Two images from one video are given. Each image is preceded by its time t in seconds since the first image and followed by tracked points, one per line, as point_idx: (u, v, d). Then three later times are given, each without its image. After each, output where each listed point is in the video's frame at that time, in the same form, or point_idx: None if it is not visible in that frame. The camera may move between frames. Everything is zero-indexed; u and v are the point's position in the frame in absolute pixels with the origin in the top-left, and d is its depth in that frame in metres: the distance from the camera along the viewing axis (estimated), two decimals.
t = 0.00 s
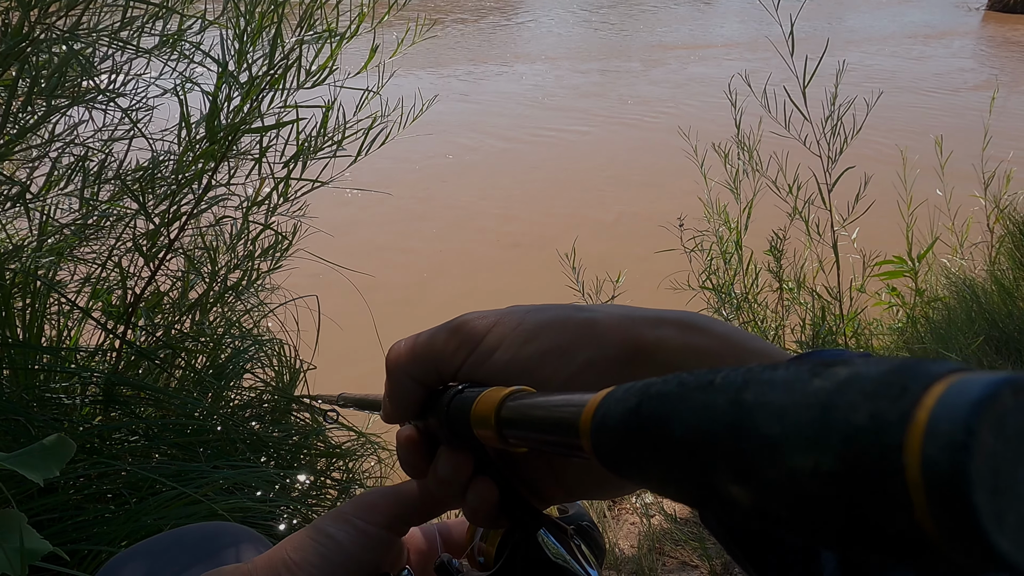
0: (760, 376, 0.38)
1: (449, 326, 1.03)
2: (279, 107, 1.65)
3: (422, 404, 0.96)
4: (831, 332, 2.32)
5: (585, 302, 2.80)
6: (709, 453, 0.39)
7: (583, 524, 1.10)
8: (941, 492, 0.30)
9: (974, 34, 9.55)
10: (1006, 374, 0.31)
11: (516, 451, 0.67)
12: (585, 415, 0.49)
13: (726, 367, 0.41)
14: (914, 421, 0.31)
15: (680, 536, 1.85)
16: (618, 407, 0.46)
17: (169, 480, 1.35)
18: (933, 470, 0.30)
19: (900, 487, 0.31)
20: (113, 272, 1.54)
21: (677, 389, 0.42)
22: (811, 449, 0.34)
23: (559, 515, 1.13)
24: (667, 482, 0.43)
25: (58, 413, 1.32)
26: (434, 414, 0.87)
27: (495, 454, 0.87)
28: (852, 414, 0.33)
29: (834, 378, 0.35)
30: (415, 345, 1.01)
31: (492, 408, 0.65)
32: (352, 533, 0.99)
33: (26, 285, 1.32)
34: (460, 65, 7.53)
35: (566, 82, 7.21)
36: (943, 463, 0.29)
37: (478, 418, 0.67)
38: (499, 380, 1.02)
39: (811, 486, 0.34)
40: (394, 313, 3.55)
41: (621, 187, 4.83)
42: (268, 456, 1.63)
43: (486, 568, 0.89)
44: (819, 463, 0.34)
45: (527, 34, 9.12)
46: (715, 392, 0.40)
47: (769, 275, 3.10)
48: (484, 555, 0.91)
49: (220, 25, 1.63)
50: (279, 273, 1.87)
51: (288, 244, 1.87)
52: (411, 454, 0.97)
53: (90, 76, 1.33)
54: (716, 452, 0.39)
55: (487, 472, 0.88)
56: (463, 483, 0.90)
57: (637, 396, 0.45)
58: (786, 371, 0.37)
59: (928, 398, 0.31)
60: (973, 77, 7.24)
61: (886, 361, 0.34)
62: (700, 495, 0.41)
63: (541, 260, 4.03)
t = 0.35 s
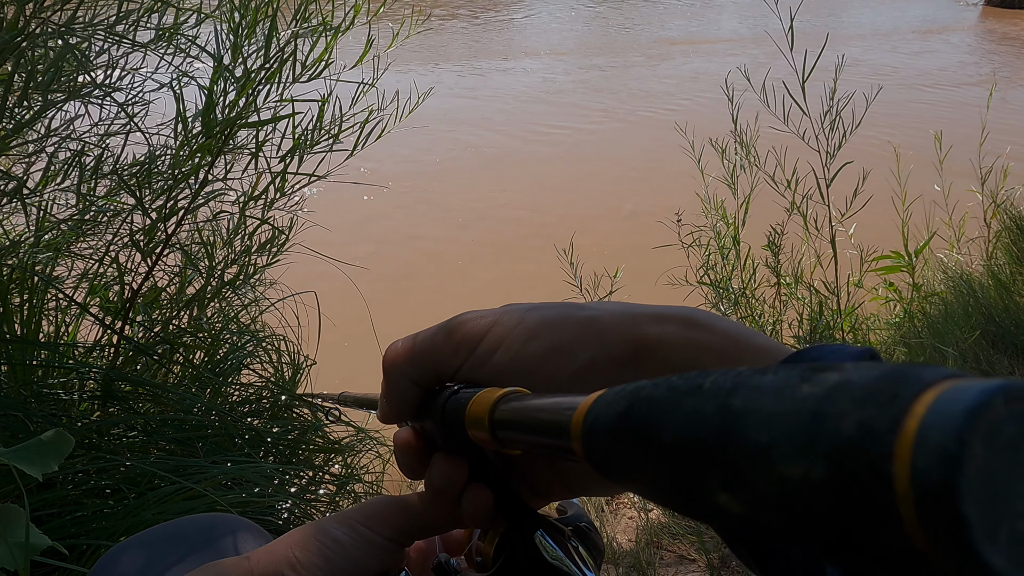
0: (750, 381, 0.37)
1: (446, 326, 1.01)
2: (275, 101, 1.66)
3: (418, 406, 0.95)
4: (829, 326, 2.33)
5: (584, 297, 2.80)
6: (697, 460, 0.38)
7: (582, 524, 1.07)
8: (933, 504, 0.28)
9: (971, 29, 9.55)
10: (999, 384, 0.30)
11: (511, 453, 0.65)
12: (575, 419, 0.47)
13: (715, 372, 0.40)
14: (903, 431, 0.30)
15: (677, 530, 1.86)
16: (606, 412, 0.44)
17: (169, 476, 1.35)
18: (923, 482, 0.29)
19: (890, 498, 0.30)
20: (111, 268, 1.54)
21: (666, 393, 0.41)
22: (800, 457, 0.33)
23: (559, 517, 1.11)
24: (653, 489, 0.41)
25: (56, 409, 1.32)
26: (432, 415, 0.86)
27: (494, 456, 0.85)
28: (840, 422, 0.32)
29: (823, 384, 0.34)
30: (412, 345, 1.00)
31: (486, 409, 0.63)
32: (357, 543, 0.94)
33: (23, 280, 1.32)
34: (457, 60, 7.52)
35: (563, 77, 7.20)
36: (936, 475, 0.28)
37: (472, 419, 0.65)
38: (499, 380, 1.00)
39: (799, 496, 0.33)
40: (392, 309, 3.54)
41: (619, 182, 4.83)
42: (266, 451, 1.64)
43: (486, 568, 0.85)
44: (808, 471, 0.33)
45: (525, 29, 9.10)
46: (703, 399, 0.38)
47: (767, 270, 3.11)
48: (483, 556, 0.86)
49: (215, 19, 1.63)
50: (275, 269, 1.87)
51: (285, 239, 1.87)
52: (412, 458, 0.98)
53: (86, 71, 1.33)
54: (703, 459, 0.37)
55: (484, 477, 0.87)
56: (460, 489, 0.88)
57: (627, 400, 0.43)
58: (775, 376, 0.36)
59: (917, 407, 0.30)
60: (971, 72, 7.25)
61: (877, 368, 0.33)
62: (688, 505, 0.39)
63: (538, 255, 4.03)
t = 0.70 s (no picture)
0: (751, 388, 0.36)
1: (448, 330, 1.01)
2: (272, 99, 1.66)
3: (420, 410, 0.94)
4: (826, 325, 2.32)
5: (582, 295, 2.80)
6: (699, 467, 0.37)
7: (583, 526, 1.07)
8: (935, 514, 0.28)
9: (969, 27, 9.54)
10: (999, 393, 0.30)
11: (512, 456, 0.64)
12: (578, 423, 0.46)
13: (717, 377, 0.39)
14: (905, 440, 0.30)
15: (675, 528, 1.87)
16: (609, 416, 0.43)
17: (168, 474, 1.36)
18: (924, 491, 0.29)
19: (891, 507, 0.30)
20: (109, 266, 1.54)
21: (667, 399, 0.40)
22: (801, 465, 0.33)
23: (560, 518, 1.11)
24: (655, 494, 0.41)
25: (54, 407, 1.32)
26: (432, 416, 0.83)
27: (493, 455, 0.83)
28: (841, 431, 0.32)
29: (824, 392, 0.33)
30: (415, 349, 0.99)
31: (488, 412, 0.61)
32: (361, 547, 0.94)
33: (21, 278, 1.32)
34: (454, 58, 7.50)
35: (561, 76, 7.20)
36: (936, 486, 0.28)
37: (473, 422, 0.64)
38: (502, 384, 0.99)
39: (800, 504, 0.33)
40: (390, 308, 3.54)
41: (617, 180, 4.82)
42: (265, 449, 1.65)
43: (486, 570, 0.84)
44: (810, 480, 0.33)
45: (522, 27, 9.09)
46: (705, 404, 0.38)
47: (764, 268, 3.11)
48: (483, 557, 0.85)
49: (210, 17, 1.63)
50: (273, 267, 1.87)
51: (282, 237, 1.87)
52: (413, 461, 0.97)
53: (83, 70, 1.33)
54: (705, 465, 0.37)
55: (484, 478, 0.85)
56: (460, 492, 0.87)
57: (629, 405, 0.42)
58: (777, 382, 0.36)
59: (919, 416, 0.30)
60: (968, 70, 7.25)
61: (879, 376, 0.33)
62: (690, 511, 0.39)
63: (537, 253, 4.03)
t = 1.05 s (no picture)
0: (757, 392, 0.36)
1: (450, 331, 1.01)
2: (272, 99, 1.66)
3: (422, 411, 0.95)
4: (824, 325, 2.33)
5: (581, 295, 2.80)
6: (706, 470, 0.37)
7: (584, 525, 1.07)
8: (944, 516, 0.28)
9: (966, 27, 9.56)
10: (1005, 398, 0.30)
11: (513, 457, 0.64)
12: (581, 425, 0.46)
13: (722, 381, 0.39)
14: (912, 444, 0.30)
15: (675, 527, 1.87)
16: (614, 419, 0.43)
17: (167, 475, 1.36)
18: (933, 496, 0.29)
19: (899, 510, 0.30)
20: (108, 267, 1.54)
21: (672, 402, 0.40)
22: (809, 469, 0.33)
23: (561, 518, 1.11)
24: (660, 497, 0.41)
25: (54, 408, 1.33)
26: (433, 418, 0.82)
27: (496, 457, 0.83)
28: (848, 435, 0.32)
29: (830, 397, 0.34)
30: (417, 351, 0.99)
31: (490, 414, 0.61)
32: (365, 548, 0.93)
33: (20, 279, 1.32)
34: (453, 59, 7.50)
35: (559, 76, 7.20)
36: (946, 490, 0.28)
37: (475, 424, 0.64)
38: (504, 386, 1.00)
39: (808, 508, 0.33)
40: (389, 308, 3.54)
41: (616, 180, 4.83)
42: (264, 450, 1.65)
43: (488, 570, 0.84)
44: (817, 483, 0.33)
45: (521, 28, 9.09)
46: (711, 408, 0.38)
47: (763, 269, 3.11)
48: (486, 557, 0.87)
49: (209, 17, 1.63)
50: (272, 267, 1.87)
51: (281, 237, 1.88)
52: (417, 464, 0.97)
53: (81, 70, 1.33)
54: (711, 468, 0.37)
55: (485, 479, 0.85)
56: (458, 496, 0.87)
57: (634, 408, 0.42)
58: (782, 388, 0.36)
59: (926, 421, 0.30)
60: (965, 70, 7.26)
61: (883, 381, 0.33)
62: (697, 515, 0.39)
63: (535, 254, 4.03)
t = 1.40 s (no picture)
0: (741, 412, 0.36)
1: (452, 339, 1.01)
2: (273, 102, 1.66)
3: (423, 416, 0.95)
4: (824, 325, 2.33)
5: (580, 295, 2.80)
6: (691, 488, 0.37)
7: (585, 535, 1.08)
8: (912, 538, 0.29)
9: (965, 26, 9.56)
10: (976, 421, 0.30)
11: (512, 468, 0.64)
12: (575, 439, 0.46)
13: (711, 400, 0.39)
14: (884, 466, 0.30)
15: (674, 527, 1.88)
16: (607, 435, 0.43)
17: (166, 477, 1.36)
18: (904, 518, 0.29)
19: (871, 534, 0.30)
20: (107, 268, 1.54)
21: (663, 419, 0.40)
22: (789, 489, 0.33)
23: (563, 527, 1.12)
24: (648, 512, 0.40)
25: (53, 408, 1.33)
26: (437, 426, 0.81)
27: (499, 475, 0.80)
28: (825, 457, 0.32)
29: (810, 418, 0.34)
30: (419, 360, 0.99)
31: (490, 424, 0.61)
32: (369, 558, 0.92)
33: (19, 280, 1.32)
34: (452, 59, 7.50)
35: (558, 76, 7.20)
36: (917, 516, 0.29)
37: (475, 435, 0.64)
38: (505, 396, 1.00)
39: (787, 529, 0.33)
40: (388, 310, 3.54)
41: (615, 180, 4.83)
42: (264, 451, 1.65)
43: None
44: (795, 504, 0.33)
45: (519, 28, 9.09)
46: (699, 426, 0.38)
47: (762, 269, 3.11)
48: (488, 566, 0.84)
49: (211, 18, 1.63)
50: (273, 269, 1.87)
51: (281, 239, 1.88)
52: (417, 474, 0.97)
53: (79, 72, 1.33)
54: (698, 486, 0.37)
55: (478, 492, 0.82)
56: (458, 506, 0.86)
57: (626, 424, 0.42)
58: (767, 407, 0.36)
59: (898, 444, 0.30)
60: (964, 70, 7.27)
61: (862, 404, 0.33)
62: (683, 533, 0.38)
63: (535, 254, 4.03)
